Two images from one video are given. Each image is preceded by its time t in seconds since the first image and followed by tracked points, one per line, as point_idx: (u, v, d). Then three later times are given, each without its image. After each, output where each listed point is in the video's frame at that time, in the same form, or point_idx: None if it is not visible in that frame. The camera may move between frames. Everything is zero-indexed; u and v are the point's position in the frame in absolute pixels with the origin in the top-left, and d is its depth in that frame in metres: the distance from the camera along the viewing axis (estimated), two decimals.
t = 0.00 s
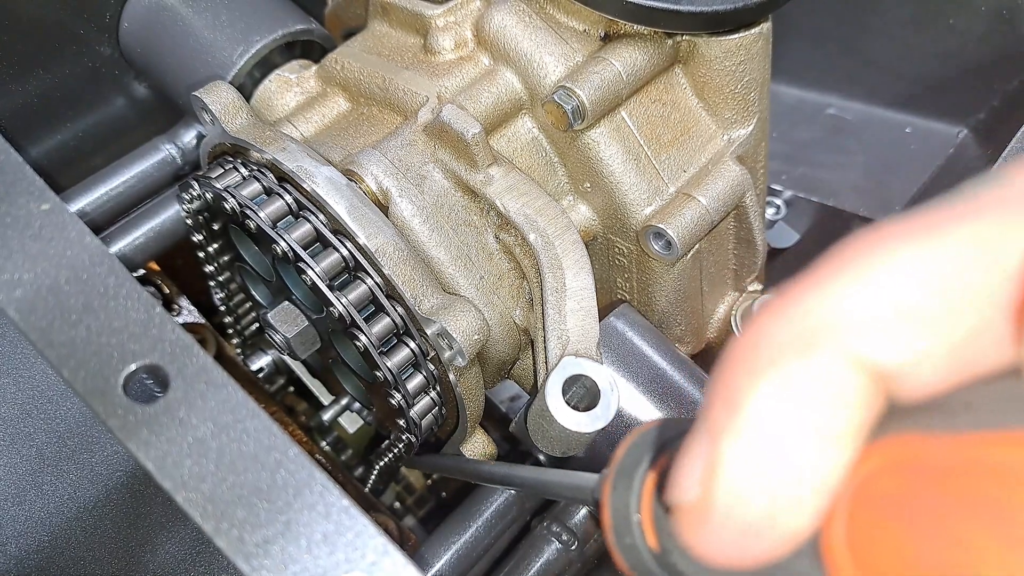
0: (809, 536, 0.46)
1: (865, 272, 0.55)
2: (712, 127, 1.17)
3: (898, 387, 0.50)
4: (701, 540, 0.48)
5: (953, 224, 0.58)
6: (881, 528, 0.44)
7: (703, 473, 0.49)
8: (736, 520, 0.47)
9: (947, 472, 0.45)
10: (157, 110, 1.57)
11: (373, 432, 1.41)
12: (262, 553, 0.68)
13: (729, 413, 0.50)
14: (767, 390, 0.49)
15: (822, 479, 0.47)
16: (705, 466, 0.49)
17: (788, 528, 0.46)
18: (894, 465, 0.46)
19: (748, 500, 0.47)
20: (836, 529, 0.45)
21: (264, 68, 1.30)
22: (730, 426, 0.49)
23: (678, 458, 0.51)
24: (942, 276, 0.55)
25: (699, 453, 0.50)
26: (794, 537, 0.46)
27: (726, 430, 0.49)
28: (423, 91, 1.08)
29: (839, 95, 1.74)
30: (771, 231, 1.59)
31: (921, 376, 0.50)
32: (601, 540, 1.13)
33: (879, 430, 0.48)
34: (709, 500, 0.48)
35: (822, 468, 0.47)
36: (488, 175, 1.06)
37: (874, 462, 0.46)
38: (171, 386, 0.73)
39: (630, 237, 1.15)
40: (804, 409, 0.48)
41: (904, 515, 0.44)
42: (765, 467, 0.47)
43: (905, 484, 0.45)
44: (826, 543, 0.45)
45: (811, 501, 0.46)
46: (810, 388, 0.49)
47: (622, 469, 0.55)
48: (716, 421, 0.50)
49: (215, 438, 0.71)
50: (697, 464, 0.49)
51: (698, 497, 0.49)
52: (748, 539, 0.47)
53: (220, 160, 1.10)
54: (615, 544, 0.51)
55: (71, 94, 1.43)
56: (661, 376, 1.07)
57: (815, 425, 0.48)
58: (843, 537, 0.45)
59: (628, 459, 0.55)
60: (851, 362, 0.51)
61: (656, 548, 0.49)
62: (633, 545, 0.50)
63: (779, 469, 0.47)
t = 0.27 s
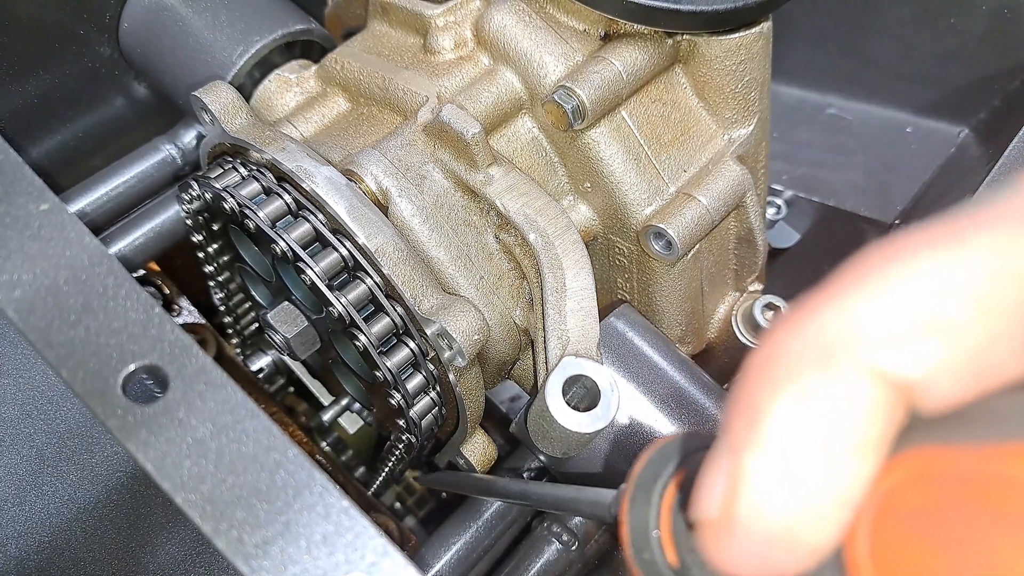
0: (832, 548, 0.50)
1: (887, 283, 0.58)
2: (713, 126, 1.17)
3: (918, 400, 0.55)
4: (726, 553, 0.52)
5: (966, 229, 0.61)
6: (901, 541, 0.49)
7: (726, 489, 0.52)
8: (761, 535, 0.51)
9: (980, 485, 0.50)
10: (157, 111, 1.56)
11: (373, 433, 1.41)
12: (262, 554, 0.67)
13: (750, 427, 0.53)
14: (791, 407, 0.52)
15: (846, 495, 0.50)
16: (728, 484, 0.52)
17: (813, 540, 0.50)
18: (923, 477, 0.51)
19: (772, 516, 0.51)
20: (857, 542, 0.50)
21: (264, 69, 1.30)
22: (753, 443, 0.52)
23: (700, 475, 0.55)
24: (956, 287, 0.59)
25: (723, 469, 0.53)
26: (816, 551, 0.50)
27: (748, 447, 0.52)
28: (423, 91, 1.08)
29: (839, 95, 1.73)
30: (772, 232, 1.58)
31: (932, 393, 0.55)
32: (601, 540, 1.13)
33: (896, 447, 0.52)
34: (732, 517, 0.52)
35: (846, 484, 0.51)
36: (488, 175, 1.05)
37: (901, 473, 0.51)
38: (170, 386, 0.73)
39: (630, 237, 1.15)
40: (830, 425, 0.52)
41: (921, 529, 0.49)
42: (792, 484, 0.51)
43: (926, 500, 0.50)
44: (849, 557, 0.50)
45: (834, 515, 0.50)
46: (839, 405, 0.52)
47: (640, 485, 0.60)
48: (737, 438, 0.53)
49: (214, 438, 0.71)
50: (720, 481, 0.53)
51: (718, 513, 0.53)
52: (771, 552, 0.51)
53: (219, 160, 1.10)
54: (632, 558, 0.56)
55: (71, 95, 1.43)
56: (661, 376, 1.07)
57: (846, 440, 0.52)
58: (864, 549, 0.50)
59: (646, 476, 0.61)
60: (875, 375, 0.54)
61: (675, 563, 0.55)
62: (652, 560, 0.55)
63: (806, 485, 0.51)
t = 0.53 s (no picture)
0: (851, 539, 0.55)
1: (896, 286, 0.65)
2: (713, 127, 1.17)
3: (938, 393, 0.61)
4: (743, 546, 0.55)
5: (975, 235, 0.68)
6: (915, 530, 0.54)
7: (743, 480, 0.56)
8: (779, 522, 0.55)
9: (994, 481, 0.55)
10: (157, 112, 1.56)
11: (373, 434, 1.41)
12: (262, 555, 0.67)
13: (773, 418, 0.58)
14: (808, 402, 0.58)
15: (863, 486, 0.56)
16: (744, 475, 0.57)
17: (829, 529, 0.55)
18: (939, 472, 0.57)
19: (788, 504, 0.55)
20: (877, 532, 0.55)
21: (264, 69, 1.30)
22: (770, 436, 0.58)
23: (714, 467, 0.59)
24: (968, 292, 0.64)
25: (739, 461, 0.58)
26: (830, 541, 0.55)
27: (766, 440, 0.57)
28: (423, 92, 1.08)
29: (840, 96, 1.73)
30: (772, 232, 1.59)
31: (936, 389, 0.61)
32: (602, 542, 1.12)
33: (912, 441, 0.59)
34: (747, 507, 0.55)
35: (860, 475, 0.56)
36: (488, 176, 1.05)
37: (921, 466, 0.58)
38: (170, 387, 0.73)
39: (631, 238, 1.15)
40: (842, 418, 0.57)
41: (936, 520, 0.55)
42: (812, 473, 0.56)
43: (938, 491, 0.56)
44: (870, 549, 0.54)
45: (848, 503, 0.55)
46: (854, 400, 0.58)
47: (648, 486, 0.63)
48: (754, 431, 0.59)
49: (214, 439, 0.71)
50: (735, 472, 0.57)
51: (735, 500, 0.56)
52: (788, 541, 0.55)
53: (220, 160, 1.10)
54: (642, 558, 0.59)
55: (71, 95, 1.43)
56: (662, 378, 1.07)
57: (868, 431, 0.57)
58: (884, 540, 0.54)
59: (654, 476, 0.63)
60: (897, 370, 0.61)
61: (685, 561, 0.57)
62: (661, 559, 0.58)
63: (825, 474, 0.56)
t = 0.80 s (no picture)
0: (861, 537, 0.57)
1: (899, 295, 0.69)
2: (715, 127, 1.17)
3: (946, 391, 0.63)
4: (753, 545, 0.56)
5: (970, 247, 0.72)
6: (927, 527, 0.56)
7: (752, 477, 0.58)
8: (788, 517, 0.57)
9: (1002, 477, 0.57)
10: (156, 111, 1.56)
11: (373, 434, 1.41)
12: (261, 558, 0.67)
13: (782, 418, 0.61)
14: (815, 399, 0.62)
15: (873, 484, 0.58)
16: (755, 472, 0.59)
17: (838, 524, 0.57)
18: (951, 471, 0.59)
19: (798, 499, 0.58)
20: (888, 529, 0.56)
21: (264, 69, 1.30)
22: (779, 433, 0.60)
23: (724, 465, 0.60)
24: (964, 298, 0.68)
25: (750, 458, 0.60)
26: (841, 536, 0.57)
27: (776, 436, 0.60)
28: (424, 91, 1.07)
29: (842, 96, 1.72)
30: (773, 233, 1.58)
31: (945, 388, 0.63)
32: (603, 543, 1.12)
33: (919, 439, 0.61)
34: (758, 504, 0.57)
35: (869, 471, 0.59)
36: (490, 176, 1.05)
37: (931, 465, 0.59)
38: (169, 389, 0.73)
39: (632, 239, 1.14)
40: (848, 414, 0.60)
41: (945, 516, 0.56)
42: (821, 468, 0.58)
43: (952, 488, 0.57)
44: (882, 548, 0.56)
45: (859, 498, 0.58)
46: (862, 395, 0.61)
47: (654, 486, 0.60)
48: (765, 429, 0.61)
49: (214, 442, 0.71)
50: (746, 470, 0.59)
51: (746, 499, 0.57)
52: (797, 537, 0.57)
53: (219, 160, 1.10)
54: (648, 561, 0.56)
55: (70, 94, 1.43)
56: (663, 379, 1.07)
57: (874, 431, 0.60)
58: (894, 537, 0.56)
59: (660, 478, 0.60)
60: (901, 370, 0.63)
61: (693, 563, 0.56)
62: (668, 561, 0.56)
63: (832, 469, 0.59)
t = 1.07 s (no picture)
0: (868, 543, 0.54)
1: (912, 286, 0.63)
2: (715, 126, 1.16)
3: (951, 396, 0.58)
4: (755, 550, 0.54)
5: (993, 237, 0.66)
6: (939, 535, 0.54)
7: (757, 481, 0.55)
8: (793, 525, 0.54)
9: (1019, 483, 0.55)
10: (156, 110, 1.56)
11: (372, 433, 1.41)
12: (260, 558, 0.67)
13: (787, 419, 0.57)
14: (826, 399, 0.57)
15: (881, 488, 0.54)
16: (759, 476, 0.55)
17: (846, 532, 0.54)
18: (964, 473, 0.56)
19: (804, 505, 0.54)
20: (893, 536, 0.54)
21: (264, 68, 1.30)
22: (786, 434, 0.56)
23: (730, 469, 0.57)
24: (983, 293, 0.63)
25: (755, 462, 0.56)
26: (848, 544, 0.54)
27: (781, 440, 0.56)
28: (424, 90, 1.07)
29: (843, 95, 1.72)
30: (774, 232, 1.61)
31: (966, 387, 0.59)
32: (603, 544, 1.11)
33: (930, 443, 0.57)
34: (762, 510, 0.54)
35: (879, 477, 0.55)
36: (490, 175, 1.05)
37: (944, 467, 0.56)
38: (168, 388, 0.72)
39: (632, 238, 1.14)
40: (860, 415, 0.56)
41: (954, 521, 0.54)
42: (828, 473, 0.54)
43: (964, 492, 0.55)
44: (884, 551, 0.54)
45: (868, 506, 0.54)
46: (875, 395, 0.57)
47: (661, 492, 0.61)
48: (770, 431, 0.57)
49: (212, 442, 0.70)
50: (750, 475, 0.56)
51: (749, 506, 0.54)
52: (803, 545, 0.53)
53: (218, 159, 1.09)
54: (653, 567, 0.57)
55: (70, 94, 1.43)
56: (663, 379, 1.06)
57: (883, 434, 0.56)
58: (900, 543, 0.54)
59: (667, 481, 0.61)
60: (914, 370, 0.58)
61: (697, 569, 0.55)
62: (673, 567, 0.56)
63: (841, 475, 0.54)
